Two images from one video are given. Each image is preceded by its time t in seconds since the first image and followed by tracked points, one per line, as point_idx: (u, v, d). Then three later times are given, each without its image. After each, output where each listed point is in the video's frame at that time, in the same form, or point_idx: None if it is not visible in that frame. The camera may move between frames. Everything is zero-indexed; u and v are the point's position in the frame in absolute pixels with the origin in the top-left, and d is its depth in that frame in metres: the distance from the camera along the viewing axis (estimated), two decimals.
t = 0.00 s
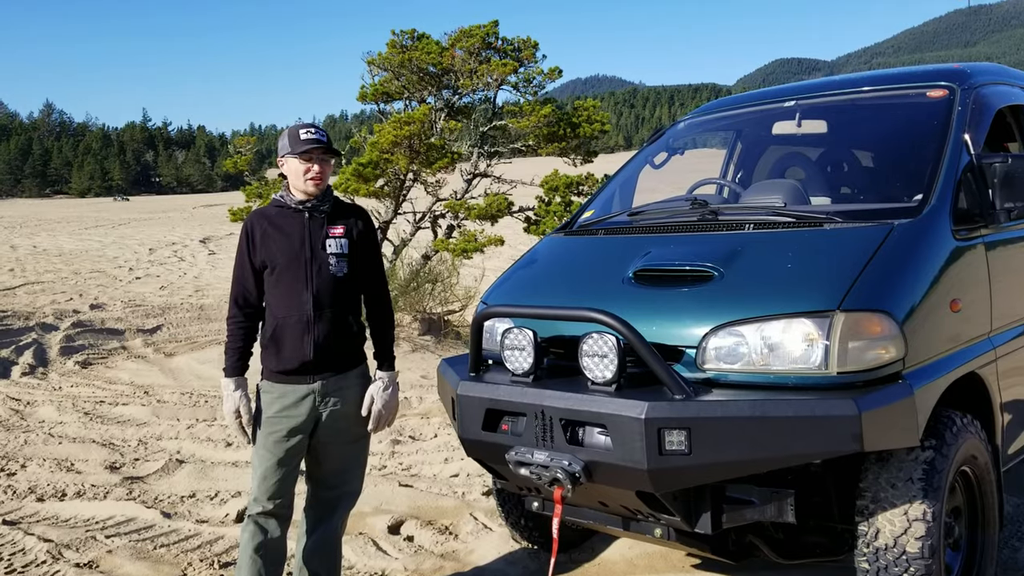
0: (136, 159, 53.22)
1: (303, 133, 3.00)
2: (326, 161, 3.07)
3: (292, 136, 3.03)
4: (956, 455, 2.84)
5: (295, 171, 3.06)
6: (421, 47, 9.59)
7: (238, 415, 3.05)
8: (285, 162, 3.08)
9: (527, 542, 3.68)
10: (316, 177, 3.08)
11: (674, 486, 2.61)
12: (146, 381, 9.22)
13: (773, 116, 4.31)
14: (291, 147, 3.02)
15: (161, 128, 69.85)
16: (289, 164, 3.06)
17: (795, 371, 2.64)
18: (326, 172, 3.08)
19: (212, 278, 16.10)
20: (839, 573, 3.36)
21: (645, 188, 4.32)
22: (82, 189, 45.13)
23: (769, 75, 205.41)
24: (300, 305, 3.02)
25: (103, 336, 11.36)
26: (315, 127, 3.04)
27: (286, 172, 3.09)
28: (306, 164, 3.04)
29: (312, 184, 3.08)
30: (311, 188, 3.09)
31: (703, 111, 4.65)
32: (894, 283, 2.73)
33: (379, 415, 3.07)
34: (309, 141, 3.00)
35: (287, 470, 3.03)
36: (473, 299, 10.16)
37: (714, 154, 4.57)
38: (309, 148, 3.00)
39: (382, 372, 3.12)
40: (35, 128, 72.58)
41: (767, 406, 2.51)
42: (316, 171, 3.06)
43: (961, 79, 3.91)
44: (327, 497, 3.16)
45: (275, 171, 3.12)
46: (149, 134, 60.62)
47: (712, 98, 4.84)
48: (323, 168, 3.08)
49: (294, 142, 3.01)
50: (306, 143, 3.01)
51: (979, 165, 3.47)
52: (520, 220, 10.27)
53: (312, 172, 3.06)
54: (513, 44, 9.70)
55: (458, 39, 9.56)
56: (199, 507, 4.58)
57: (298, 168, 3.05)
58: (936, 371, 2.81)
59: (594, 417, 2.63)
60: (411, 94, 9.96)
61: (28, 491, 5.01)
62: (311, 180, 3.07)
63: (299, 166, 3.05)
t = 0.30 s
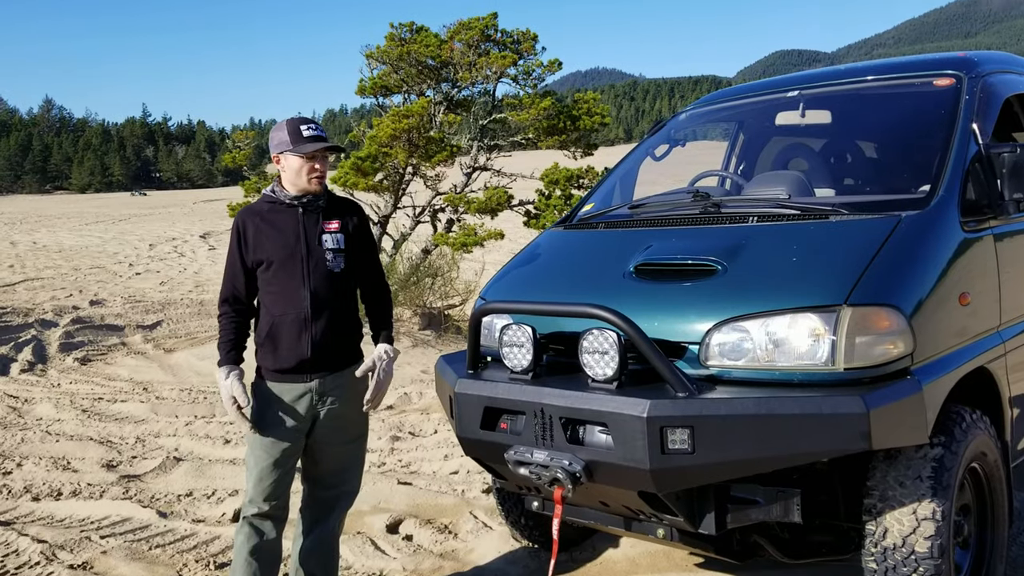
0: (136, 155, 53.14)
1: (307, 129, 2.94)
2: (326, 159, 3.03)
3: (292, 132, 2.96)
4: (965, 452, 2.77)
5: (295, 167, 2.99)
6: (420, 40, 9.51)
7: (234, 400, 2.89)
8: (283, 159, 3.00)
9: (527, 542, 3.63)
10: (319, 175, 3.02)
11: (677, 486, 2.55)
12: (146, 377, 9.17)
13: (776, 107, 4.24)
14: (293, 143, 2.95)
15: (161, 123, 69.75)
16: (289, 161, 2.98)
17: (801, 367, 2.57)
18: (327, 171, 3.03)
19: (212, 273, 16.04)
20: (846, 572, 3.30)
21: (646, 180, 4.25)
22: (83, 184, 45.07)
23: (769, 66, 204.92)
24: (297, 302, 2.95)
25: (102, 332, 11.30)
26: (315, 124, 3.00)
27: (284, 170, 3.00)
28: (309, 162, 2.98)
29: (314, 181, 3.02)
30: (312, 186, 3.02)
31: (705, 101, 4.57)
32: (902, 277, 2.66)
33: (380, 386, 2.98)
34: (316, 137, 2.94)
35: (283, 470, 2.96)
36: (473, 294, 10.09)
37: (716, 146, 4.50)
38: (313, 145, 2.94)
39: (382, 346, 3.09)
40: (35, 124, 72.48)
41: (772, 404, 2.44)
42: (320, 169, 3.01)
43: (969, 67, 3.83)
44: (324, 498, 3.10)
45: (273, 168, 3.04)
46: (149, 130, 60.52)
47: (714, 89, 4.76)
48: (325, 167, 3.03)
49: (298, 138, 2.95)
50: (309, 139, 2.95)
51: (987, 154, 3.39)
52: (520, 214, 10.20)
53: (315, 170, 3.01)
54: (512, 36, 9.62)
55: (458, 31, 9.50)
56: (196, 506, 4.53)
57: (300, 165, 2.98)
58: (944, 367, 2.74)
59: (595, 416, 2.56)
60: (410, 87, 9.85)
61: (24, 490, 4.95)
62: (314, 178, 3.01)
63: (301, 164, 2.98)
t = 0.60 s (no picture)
0: (149, 151, 53.32)
1: (294, 120, 2.86)
2: (318, 148, 2.93)
3: (281, 122, 2.89)
4: (986, 456, 2.68)
5: (285, 159, 2.93)
6: (430, 35, 9.43)
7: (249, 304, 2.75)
8: (274, 151, 2.94)
9: (534, 545, 3.55)
10: (308, 167, 2.94)
11: (687, 492, 2.47)
12: (155, 374, 9.14)
13: (790, 100, 4.14)
14: (281, 134, 2.89)
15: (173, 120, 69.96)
16: (278, 153, 2.92)
17: (816, 369, 2.48)
18: (318, 162, 2.94)
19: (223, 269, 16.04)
20: None
21: (656, 175, 4.16)
22: (96, 180, 45.24)
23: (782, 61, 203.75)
24: (298, 301, 2.88)
25: (113, 328, 11.29)
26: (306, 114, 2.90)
27: (278, 162, 2.96)
28: (297, 153, 2.90)
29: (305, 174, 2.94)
30: (304, 178, 2.95)
31: (717, 95, 4.47)
32: (922, 274, 2.56)
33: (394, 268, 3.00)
34: (300, 129, 2.85)
35: (283, 473, 2.89)
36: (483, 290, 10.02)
37: (728, 140, 4.40)
38: (298, 134, 2.85)
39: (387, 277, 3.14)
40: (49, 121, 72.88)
41: (786, 407, 2.35)
42: (309, 160, 2.93)
43: (989, 58, 3.72)
44: (326, 501, 3.03)
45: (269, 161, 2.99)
46: (162, 127, 60.71)
47: (726, 82, 4.67)
48: (315, 157, 2.94)
49: (284, 129, 2.88)
50: (295, 130, 2.86)
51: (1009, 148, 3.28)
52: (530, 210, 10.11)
53: (304, 161, 2.93)
54: (522, 31, 9.52)
55: (467, 26, 9.39)
56: (199, 506, 4.47)
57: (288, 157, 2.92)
58: (964, 368, 2.64)
59: (602, 418, 2.48)
60: (419, 82, 9.76)
61: (27, 489, 4.91)
62: (304, 171, 2.93)
63: (290, 155, 2.91)
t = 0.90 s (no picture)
0: (171, 149, 53.69)
1: (287, 114, 2.78)
2: (312, 143, 2.84)
3: (277, 117, 2.83)
4: (1018, 473, 2.54)
5: (280, 155, 2.86)
6: (448, 33, 9.35)
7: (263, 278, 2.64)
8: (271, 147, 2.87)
9: (543, 557, 3.43)
10: (303, 163, 2.86)
11: (702, 509, 2.35)
12: (170, 372, 9.12)
13: (813, 97, 4.00)
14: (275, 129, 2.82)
15: (195, 118, 70.46)
16: (273, 148, 2.86)
17: (839, 380, 2.35)
18: (313, 157, 2.86)
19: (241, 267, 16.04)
20: None
21: (674, 175, 4.03)
22: (118, 178, 45.59)
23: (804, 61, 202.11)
24: (298, 302, 2.80)
25: (130, 326, 11.30)
26: (302, 108, 2.81)
27: (276, 158, 2.90)
28: (290, 148, 2.82)
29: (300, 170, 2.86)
30: (300, 175, 2.87)
31: (737, 92, 4.34)
32: (952, 282, 2.42)
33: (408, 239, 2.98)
34: (291, 122, 2.77)
35: (282, 481, 2.81)
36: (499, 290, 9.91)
37: (748, 140, 4.27)
38: (289, 129, 2.77)
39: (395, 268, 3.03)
40: (73, 118, 73.63)
41: (808, 421, 2.23)
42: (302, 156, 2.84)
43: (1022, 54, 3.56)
44: (326, 510, 2.94)
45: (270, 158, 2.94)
46: (184, 125, 61.13)
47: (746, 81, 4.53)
48: (310, 152, 2.85)
49: (278, 123, 2.81)
50: (287, 125, 2.79)
51: None
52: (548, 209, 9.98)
53: (298, 158, 2.85)
54: (540, 29, 9.41)
55: (485, 24, 9.29)
56: (204, 510, 4.40)
57: (282, 153, 2.85)
58: (995, 381, 2.50)
59: (613, 430, 2.36)
60: (437, 81, 9.68)
61: (33, 490, 4.86)
62: (299, 167, 2.86)
63: (284, 151, 2.84)
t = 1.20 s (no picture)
0: (199, 148, 54.15)
1: (293, 112, 2.76)
2: (320, 141, 2.81)
3: (285, 116, 2.81)
4: None
5: (289, 154, 2.83)
6: (471, 31, 9.26)
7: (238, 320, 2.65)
8: (279, 147, 2.85)
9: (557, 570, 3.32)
10: (311, 161, 2.82)
11: (720, 528, 2.24)
12: (190, 371, 9.11)
13: (840, 95, 3.86)
14: (283, 127, 2.80)
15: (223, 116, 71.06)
16: (282, 148, 2.83)
17: (867, 394, 2.23)
18: (321, 156, 2.82)
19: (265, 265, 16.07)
20: None
21: (696, 175, 3.91)
22: (147, 176, 46.02)
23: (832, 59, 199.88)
24: (303, 309, 2.78)
25: (153, 323, 11.34)
26: (309, 104, 2.79)
27: (285, 158, 2.86)
28: (298, 145, 2.79)
29: (307, 169, 2.82)
30: (307, 173, 2.82)
31: (761, 90, 4.20)
32: (989, 290, 2.28)
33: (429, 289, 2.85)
34: (298, 119, 2.75)
35: (286, 490, 2.77)
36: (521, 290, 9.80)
37: (774, 139, 4.13)
38: (296, 126, 2.75)
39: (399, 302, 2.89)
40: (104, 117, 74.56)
41: (833, 437, 2.11)
42: (310, 153, 2.80)
43: None
44: (333, 521, 2.90)
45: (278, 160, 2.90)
46: (212, 124, 61.64)
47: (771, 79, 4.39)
48: (318, 150, 2.81)
49: (286, 122, 2.78)
50: (295, 122, 2.77)
51: None
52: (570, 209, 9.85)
53: (306, 156, 2.81)
54: (564, 27, 9.29)
55: (508, 22, 9.20)
56: (215, 513, 4.36)
57: (290, 152, 2.81)
58: None
59: (627, 444, 2.26)
60: (459, 79, 9.60)
61: (47, 492, 4.88)
62: (307, 165, 2.81)
63: (292, 150, 2.81)
